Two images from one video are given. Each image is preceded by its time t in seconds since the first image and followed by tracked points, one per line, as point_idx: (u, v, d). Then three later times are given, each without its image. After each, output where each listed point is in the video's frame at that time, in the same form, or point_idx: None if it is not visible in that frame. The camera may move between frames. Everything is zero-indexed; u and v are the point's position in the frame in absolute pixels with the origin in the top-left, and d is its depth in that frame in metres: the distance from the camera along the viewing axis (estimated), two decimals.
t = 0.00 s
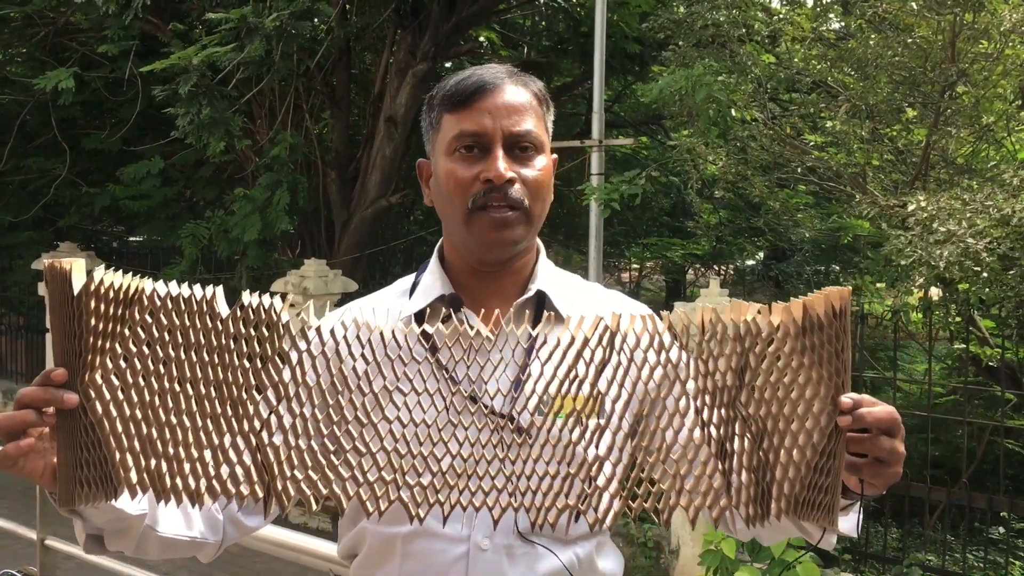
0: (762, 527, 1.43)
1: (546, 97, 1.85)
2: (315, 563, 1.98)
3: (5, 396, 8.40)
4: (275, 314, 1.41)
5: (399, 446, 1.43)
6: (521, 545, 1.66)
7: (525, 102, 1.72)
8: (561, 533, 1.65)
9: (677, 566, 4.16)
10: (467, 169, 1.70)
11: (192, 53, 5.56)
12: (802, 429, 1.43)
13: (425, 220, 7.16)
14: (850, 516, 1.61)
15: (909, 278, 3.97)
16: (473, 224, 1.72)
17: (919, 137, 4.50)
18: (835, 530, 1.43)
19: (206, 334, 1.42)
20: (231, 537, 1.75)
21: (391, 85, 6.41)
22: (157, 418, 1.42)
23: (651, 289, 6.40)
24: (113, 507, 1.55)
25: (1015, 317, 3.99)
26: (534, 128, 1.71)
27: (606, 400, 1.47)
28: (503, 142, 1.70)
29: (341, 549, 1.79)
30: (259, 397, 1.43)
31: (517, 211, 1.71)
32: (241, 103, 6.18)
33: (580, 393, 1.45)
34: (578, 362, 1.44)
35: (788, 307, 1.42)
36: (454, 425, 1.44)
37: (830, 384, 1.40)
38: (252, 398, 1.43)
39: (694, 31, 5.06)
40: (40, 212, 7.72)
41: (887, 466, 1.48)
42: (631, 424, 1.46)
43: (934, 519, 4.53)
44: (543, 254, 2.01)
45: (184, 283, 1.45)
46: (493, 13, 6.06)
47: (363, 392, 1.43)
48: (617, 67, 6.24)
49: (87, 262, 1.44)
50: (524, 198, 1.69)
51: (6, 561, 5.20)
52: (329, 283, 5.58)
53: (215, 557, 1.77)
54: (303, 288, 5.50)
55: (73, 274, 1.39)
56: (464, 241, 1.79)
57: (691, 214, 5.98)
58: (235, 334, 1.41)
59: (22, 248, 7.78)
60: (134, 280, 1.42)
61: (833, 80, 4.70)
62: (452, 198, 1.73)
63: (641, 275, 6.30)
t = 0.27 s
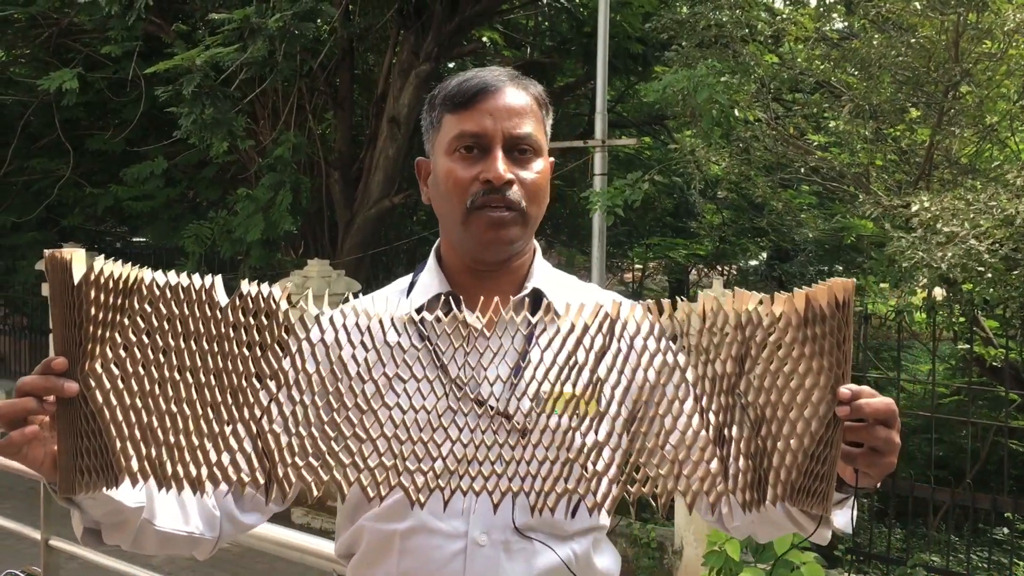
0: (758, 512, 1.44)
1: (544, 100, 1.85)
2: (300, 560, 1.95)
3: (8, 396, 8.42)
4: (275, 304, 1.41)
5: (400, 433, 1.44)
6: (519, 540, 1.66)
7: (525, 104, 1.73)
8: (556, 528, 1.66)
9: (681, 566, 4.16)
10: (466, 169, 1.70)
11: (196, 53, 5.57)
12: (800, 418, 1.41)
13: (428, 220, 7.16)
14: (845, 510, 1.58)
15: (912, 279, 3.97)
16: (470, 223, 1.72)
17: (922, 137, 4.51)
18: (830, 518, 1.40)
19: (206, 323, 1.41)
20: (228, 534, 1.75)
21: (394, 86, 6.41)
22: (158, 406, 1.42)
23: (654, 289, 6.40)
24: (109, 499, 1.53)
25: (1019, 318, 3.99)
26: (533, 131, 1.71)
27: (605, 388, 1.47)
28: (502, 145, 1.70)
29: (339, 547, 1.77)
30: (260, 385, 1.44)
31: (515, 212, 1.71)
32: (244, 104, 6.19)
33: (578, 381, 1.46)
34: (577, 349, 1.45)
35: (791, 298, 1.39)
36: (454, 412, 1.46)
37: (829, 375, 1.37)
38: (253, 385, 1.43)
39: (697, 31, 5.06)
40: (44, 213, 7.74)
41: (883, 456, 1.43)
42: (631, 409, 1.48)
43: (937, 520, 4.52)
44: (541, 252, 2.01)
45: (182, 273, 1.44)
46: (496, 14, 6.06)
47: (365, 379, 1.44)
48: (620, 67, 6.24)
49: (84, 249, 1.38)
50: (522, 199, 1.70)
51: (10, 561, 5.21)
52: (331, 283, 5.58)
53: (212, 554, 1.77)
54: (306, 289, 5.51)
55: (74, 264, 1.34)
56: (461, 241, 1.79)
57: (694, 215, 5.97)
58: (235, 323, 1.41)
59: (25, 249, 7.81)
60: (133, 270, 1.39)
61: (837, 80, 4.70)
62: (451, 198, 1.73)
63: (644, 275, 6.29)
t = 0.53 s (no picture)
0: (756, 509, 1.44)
1: (542, 102, 1.85)
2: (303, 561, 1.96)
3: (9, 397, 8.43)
4: (274, 306, 1.42)
5: (400, 432, 1.45)
6: (519, 539, 1.67)
7: (523, 106, 1.73)
8: (556, 527, 1.67)
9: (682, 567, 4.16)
10: (465, 170, 1.70)
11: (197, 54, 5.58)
12: (797, 414, 1.41)
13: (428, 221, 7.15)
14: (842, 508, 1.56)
15: (914, 279, 3.97)
16: (469, 224, 1.72)
17: (924, 137, 4.52)
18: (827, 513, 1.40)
19: (206, 325, 1.42)
20: (229, 536, 1.74)
21: (394, 87, 6.41)
22: (159, 409, 1.41)
23: (655, 289, 6.40)
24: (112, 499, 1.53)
25: (1020, 318, 3.99)
26: (531, 132, 1.72)
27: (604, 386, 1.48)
28: (501, 145, 1.70)
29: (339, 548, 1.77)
30: (260, 386, 1.44)
31: (514, 212, 1.71)
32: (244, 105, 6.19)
33: (577, 380, 1.46)
34: (576, 348, 1.46)
35: (789, 295, 1.39)
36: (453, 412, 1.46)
37: (827, 371, 1.37)
38: (254, 387, 1.43)
39: (697, 32, 5.06)
40: (45, 214, 7.74)
41: (880, 453, 1.41)
42: (630, 407, 1.48)
43: (939, 521, 4.53)
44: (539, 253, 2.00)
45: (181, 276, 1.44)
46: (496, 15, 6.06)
47: (364, 379, 1.45)
48: (621, 68, 6.23)
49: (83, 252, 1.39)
50: (521, 199, 1.70)
51: (12, 562, 5.21)
52: (333, 284, 5.59)
53: (213, 556, 1.77)
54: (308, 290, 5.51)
55: (75, 267, 1.34)
56: (460, 241, 1.79)
57: (694, 215, 5.97)
58: (235, 325, 1.42)
59: (26, 250, 7.81)
60: (133, 273, 1.39)
61: (838, 81, 4.72)
62: (451, 199, 1.73)
63: (645, 275, 6.28)
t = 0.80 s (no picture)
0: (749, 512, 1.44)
1: (538, 102, 1.86)
2: (303, 563, 1.95)
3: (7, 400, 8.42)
4: (272, 310, 1.42)
5: (398, 437, 1.45)
6: (517, 538, 1.67)
7: (521, 113, 1.72)
8: (554, 526, 1.67)
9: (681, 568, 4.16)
10: (464, 180, 1.71)
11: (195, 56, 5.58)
12: (790, 420, 1.42)
13: (427, 223, 7.16)
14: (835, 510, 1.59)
15: (912, 280, 3.97)
16: (467, 235, 1.74)
17: (920, 139, 4.53)
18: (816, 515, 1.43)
19: (203, 329, 1.41)
20: (228, 537, 1.77)
21: (393, 88, 6.42)
22: (159, 413, 1.42)
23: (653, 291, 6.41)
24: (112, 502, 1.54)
25: (1017, 319, 4.00)
26: (530, 142, 1.71)
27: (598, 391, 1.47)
28: (500, 155, 1.70)
29: (337, 549, 1.78)
30: (258, 391, 1.44)
31: (512, 223, 1.73)
32: (243, 107, 6.20)
33: (572, 385, 1.46)
34: (572, 354, 1.46)
35: (784, 301, 1.39)
36: (449, 415, 1.46)
37: (819, 378, 1.39)
38: (251, 391, 1.43)
39: (695, 33, 5.07)
40: (43, 215, 7.74)
41: (871, 459, 1.44)
42: (624, 412, 1.47)
43: (937, 521, 4.53)
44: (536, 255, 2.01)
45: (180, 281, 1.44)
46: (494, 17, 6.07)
47: (361, 385, 1.45)
48: (620, 69, 6.24)
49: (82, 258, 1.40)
50: (519, 211, 1.71)
51: (9, 564, 5.20)
52: (331, 285, 5.58)
53: (211, 557, 1.79)
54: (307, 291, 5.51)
55: (72, 273, 1.35)
56: (457, 248, 1.81)
57: (693, 216, 5.98)
58: (233, 329, 1.41)
59: (24, 252, 7.81)
60: (131, 277, 1.39)
61: (836, 83, 4.70)
62: (449, 208, 1.74)
63: (643, 276, 6.27)
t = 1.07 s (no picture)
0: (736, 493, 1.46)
1: (548, 109, 1.87)
2: (298, 564, 1.95)
3: (4, 401, 8.40)
4: (286, 281, 1.44)
5: (408, 404, 1.46)
6: (519, 539, 1.67)
7: (526, 115, 1.72)
8: (556, 527, 1.69)
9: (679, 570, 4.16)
10: (465, 178, 1.71)
11: (192, 57, 5.57)
12: (783, 411, 1.41)
13: (425, 223, 7.16)
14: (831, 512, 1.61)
15: (909, 281, 3.98)
16: (465, 235, 1.73)
17: (917, 139, 4.53)
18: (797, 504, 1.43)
19: (220, 304, 1.40)
20: (227, 535, 1.77)
21: (390, 89, 6.41)
22: (178, 388, 1.41)
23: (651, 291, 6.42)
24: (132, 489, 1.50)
25: (1014, 320, 4.00)
26: (534, 144, 1.71)
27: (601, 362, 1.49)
28: (502, 154, 1.70)
29: (338, 550, 1.77)
30: (275, 361, 1.45)
31: (511, 224, 1.71)
32: (240, 107, 6.19)
33: (578, 357, 1.48)
34: (577, 325, 1.48)
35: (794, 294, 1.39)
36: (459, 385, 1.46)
37: (819, 373, 1.36)
38: (271, 360, 1.44)
39: (693, 34, 5.07)
40: (40, 216, 7.72)
41: (858, 458, 1.40)
42: (625, 382, 1.49)
43: (934, 522, 4.54)
44: (536, 258, 2.01)
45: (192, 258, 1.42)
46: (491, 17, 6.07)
47: (374, 352, 1.46)
48: (617, 70, 6.24)
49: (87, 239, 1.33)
50: (518, 210, 1.70)
51: (6, 566, 5.19)
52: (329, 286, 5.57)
53: (206, 556, 1.77)
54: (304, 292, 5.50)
55: (82, 256, 1.29)
56: (457, 249, 1.79)
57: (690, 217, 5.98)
58: (248, 302, 1.42)
59: (21, 253, 7.80)
60: (141, 258, 1.35)
61: (833, 83, 4.70)
62: (449, 207, 1.73)
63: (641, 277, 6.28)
